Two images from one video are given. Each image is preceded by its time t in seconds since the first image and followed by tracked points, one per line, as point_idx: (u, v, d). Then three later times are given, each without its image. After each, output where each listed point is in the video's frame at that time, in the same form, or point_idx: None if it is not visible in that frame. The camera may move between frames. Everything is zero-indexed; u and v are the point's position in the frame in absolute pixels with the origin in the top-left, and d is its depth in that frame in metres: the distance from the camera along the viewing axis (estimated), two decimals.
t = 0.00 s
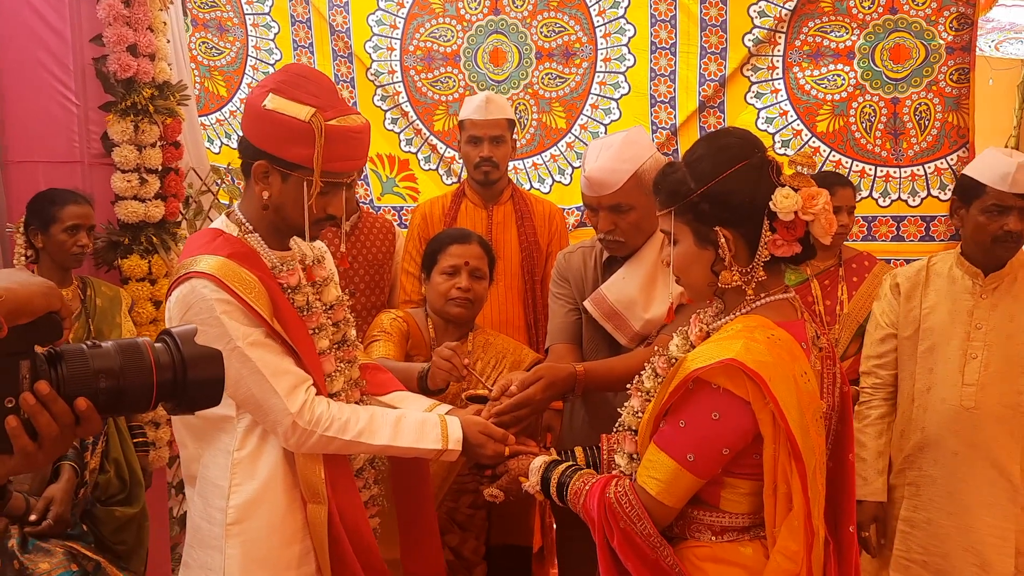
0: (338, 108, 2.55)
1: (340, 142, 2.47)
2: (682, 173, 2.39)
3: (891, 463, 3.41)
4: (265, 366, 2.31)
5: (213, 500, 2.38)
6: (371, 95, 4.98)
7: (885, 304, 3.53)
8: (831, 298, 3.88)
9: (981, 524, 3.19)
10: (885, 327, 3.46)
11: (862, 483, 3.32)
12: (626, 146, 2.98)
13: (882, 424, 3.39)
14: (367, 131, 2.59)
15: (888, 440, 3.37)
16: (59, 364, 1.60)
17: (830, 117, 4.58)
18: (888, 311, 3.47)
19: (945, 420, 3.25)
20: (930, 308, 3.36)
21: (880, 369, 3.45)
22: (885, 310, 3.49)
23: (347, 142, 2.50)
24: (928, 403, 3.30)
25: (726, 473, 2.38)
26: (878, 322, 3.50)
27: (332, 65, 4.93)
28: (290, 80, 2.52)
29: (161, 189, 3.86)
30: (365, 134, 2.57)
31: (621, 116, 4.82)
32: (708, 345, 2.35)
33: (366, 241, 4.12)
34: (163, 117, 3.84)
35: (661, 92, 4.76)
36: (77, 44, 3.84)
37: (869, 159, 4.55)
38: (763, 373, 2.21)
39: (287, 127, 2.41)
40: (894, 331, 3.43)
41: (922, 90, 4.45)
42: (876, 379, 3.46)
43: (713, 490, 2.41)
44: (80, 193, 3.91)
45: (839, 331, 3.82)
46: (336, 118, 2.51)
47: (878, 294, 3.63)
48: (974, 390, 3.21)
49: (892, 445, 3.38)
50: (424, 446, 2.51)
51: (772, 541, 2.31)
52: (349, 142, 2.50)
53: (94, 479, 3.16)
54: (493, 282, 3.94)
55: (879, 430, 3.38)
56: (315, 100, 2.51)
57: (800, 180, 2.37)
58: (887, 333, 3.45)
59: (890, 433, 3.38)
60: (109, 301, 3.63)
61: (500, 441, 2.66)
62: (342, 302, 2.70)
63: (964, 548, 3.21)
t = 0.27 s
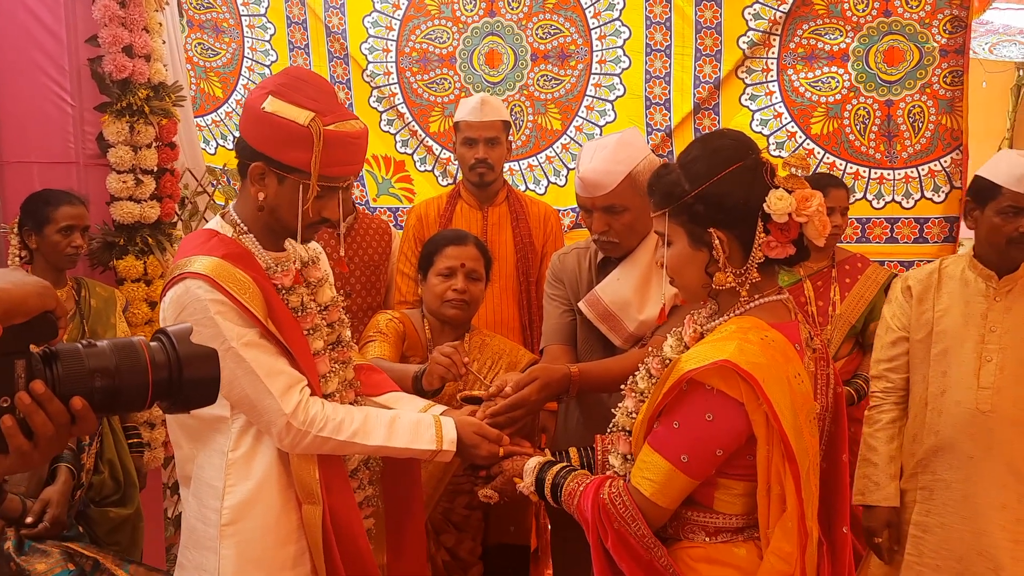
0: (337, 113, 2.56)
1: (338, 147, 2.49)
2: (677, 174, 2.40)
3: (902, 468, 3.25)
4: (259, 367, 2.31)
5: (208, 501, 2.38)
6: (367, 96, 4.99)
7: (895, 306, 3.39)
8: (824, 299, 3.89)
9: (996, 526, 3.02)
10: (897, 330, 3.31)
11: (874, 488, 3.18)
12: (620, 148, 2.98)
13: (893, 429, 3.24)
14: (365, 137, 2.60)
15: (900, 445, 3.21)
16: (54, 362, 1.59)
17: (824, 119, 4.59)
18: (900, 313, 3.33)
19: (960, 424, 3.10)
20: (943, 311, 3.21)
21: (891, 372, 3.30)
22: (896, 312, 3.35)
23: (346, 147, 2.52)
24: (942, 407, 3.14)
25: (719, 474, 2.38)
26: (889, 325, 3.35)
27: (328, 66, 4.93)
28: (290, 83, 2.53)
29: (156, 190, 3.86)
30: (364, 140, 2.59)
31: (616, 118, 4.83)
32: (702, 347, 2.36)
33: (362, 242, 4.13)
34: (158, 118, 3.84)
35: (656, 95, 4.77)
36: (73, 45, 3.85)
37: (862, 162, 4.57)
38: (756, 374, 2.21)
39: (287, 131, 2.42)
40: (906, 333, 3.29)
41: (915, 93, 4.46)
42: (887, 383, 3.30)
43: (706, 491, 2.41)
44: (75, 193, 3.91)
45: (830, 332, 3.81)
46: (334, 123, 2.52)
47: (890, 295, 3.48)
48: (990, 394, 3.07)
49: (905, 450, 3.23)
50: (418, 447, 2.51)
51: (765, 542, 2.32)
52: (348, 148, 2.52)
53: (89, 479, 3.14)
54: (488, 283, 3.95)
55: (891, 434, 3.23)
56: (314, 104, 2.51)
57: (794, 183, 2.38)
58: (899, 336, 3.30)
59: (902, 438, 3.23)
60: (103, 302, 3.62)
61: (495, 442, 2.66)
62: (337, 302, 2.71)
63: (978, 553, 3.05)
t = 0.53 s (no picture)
0: (339, 117, 2.55)
1: (340, 151, 2.48)
2: (674, 174, 2.39)
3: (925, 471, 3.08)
4: (255, 367, 2.31)
5: (204, 502, 2.37)
6: (364, 97, 4.99)
7: (918, 304, 3.21)
8: (822, 300, 3.89)
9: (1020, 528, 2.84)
10: (920, 330, 3.14)
11: (897, 490, 3.05)
12: (617, 148, 3.00)
13: (916, 431, 3.09)
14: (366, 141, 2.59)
15: (921, 446, 3.08)
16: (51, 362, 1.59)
17: (821, 120, 4.60)
18: (923, 313, 3.15)
19: (988, 426, 2.92)
20: (968, 311, 3.03)
21: (914, 373, 3.13)
22: (918, 312, 3.17)
23: (346, 152, 2.50)
24: (967, 409, 2.97)
25: (716, 475, 2.38)
26: (911, 325, 3.18)
27: (325, 66, 4.94)
28: (294, 86, 2.51)
29: (152, 190, 3.86)
30: (366, 146, 2.58)
31: (614, 119, 4.83)
32: (699, 347, 2.35)
33: (360, 243, 4.13)
34: (155, 117, 3.83)
35: (653, 95, 4.77)
36: (69, 44, 3.83)
37: (859, 162, 4.58)
38: (753, 375, 2.20)
39: (289, 133, 2.41)
40: (930, 334, 3.12)
41: (913, 94, 4.46)
42: (908, 384, 3.14)
43: (703, 491, 2.41)
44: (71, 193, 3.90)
45: (828, 332, 3.83)
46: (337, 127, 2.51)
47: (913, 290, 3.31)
48: (1017, 396, 2.89)
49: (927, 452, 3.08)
50: (415, 448, 2.51)
51: (762, 543, 2.31)
52: (350, 153, 2.51)
53: (85, 480, 3.14)
54: (486, 284, 3.94)
55: (913, 437, 3.08)
56: (317, 108, 2.50)
57: (791, 183, 2.37)
58: (922, 337, 3.13)
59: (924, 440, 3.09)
60: (98, 302, 3.62)
61: (491, 443, 2.66)
62: (333, 303, 2.71)
63: (1002, 556, 2.86)
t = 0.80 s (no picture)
0: (340, 120, 2.55)
1: (339, 153, 2.48)
2: (672, 175, 2.38)
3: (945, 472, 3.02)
4: (252, 367, 2.30)
5: (201, 502, 2.37)
6: (362, 97, 4.98)
7: (938, 303, 3.14)
8: (822, 301, 3.89)
9: None
10: (943, 330, 3.08)
11: (918, 491, 3.01)
12: (616, 149, 3.01)
13: (936, 432, 3.05)
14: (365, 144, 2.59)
15: (942, 447, 3.04)
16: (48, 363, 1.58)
17: (820, 121, 4.59)
18: (944, 313, 3.09)
19: (1011, 428, 2.86)
20: (992, 313, 2.96)
21: (934, 374, 3.08)
22: (940, 311, 3.11)
23: (344, 154, 2.50)
24: (989, 411, 2.92)
25: (714, 476, 2.37)
26: (932, 324, 3.12)
27: (323, 66, 4.94)
28: (296, 87, 2.51)
29: (150, 190, 3.85)
30: (366, 150, 2.58)
31: (612, 119, 4.83)
32: (697, 348, 2.35)
33: (359, 243, 4.12)
34: (153, 118, 3.83)
35: (652, 95, 4.76)
36: (67, 44, 3.83)
37: (858, 163, 4.58)
38: (752, 376, 2.20)
39: (289, 135, 2.41)
40: (952, 334, 3.06)
41: (911, 94, 4.46)
42: (929, 385, 3.08)
43: (702, 493, 2.41)
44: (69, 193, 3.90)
45: (828, 333, 3.84)
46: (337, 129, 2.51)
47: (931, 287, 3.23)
48: None
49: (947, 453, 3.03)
50: (412, 448, 2.50)
51: (761, 544, 2.31)
52: (350, 156, 2.52)
53: (82, 481, 3.14)
54: (484, 284, 3.94)
55: (933, 437, 3.05)
56: (319, 111, 2.50)
57: (789, 182, 2.36)
58: (944, 337, 3.07)
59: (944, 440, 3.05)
60: (96, 303, 3.61)
61: (489, 443, 2.66)
62: (331, 304, 2.70)
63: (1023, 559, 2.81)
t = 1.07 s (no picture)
0: (343, 120, 2.55)
1: (342, 154, 2.48)
2: (673, 173, 2.38)
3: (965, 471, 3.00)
4: (254, 366, 2.31)
5: (203, 501, 2.37)
6: (365, 96, 4.99)
7: (959, 300, 3.12)
8: (828, 300, 3.88)
9: None
10: (964, 328, 3.05)
11: (938, 489, 3.00)
12: (618, 147, 3.01)
13: (956, 430, 3.03)
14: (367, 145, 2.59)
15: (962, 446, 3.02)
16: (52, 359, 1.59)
17: (824, 119, 4.58)
18: (965, 311, 3.07)
19: None
20: (1015, 311, 2.94)
21: (954, 372, 3.06)
22: (961, 309, 3.08)
23: (347, 155, 2.50)
24: (1011, 411, 2.89)
25: (716, 475, 2.37)
26: (952, 322, 3.09)
27: (326, 65, 4.95)
28: (299, 87, 2.51)
29: (153, 189, 3.86)
30: (368, 150, 2.58)
31: (615, 118, 4.82)
32: (699, 347, 2.34)
33: (362, 242, 4.13)
34: (156, 117, 3.84)
35: (655, 94, 4.76)
36: (70, 43, 3.85)
37: (861, 162, 4.57)
38: (754, 375, 2.19)
39: (292, 135, 2.41)
40: (973, 332, 3.03)
41: (915, 92, 4.43)
42: (948, 383, 3.06)
43: (704, 492, 2.40)
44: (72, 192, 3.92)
45: (834, 332, 3.84)
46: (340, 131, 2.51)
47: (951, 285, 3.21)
48: None
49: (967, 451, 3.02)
50: (414, 447, 2.50)
51: (763, 543, 2.30)
52: (352, 156, 2.52)
53: (85, 480, 3.15)
54: (486, 283, 3.94)
55: (952, 436, 3.03)
56: (321, 111, 2.50)
57: (790, 181, 2.36)
58: (965, 334, 3.05)
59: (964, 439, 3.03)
60: (99, 301, 3.62)
61: (490, 442, 2.65)
62: (333, 302, 2.70)
63: None
